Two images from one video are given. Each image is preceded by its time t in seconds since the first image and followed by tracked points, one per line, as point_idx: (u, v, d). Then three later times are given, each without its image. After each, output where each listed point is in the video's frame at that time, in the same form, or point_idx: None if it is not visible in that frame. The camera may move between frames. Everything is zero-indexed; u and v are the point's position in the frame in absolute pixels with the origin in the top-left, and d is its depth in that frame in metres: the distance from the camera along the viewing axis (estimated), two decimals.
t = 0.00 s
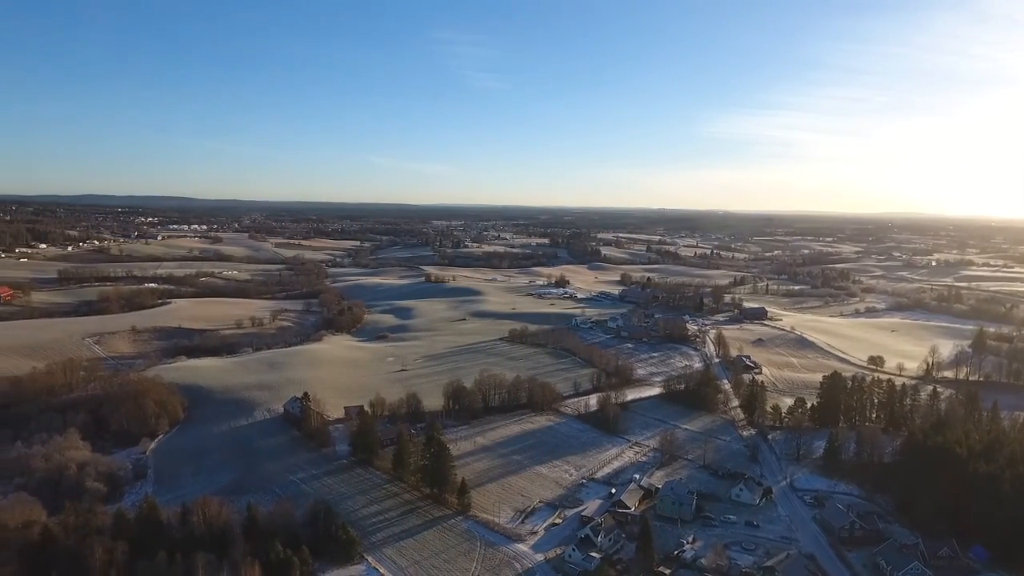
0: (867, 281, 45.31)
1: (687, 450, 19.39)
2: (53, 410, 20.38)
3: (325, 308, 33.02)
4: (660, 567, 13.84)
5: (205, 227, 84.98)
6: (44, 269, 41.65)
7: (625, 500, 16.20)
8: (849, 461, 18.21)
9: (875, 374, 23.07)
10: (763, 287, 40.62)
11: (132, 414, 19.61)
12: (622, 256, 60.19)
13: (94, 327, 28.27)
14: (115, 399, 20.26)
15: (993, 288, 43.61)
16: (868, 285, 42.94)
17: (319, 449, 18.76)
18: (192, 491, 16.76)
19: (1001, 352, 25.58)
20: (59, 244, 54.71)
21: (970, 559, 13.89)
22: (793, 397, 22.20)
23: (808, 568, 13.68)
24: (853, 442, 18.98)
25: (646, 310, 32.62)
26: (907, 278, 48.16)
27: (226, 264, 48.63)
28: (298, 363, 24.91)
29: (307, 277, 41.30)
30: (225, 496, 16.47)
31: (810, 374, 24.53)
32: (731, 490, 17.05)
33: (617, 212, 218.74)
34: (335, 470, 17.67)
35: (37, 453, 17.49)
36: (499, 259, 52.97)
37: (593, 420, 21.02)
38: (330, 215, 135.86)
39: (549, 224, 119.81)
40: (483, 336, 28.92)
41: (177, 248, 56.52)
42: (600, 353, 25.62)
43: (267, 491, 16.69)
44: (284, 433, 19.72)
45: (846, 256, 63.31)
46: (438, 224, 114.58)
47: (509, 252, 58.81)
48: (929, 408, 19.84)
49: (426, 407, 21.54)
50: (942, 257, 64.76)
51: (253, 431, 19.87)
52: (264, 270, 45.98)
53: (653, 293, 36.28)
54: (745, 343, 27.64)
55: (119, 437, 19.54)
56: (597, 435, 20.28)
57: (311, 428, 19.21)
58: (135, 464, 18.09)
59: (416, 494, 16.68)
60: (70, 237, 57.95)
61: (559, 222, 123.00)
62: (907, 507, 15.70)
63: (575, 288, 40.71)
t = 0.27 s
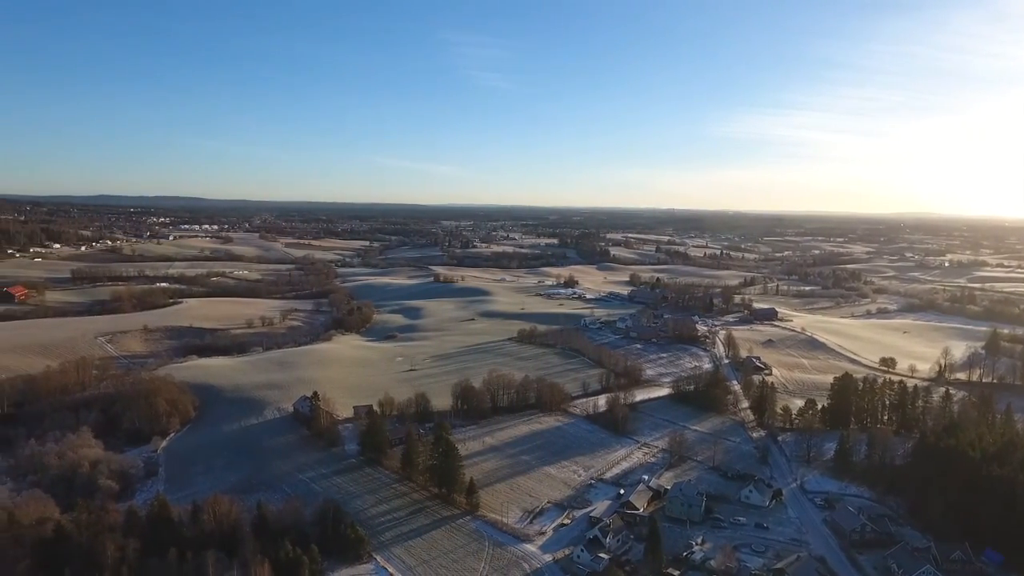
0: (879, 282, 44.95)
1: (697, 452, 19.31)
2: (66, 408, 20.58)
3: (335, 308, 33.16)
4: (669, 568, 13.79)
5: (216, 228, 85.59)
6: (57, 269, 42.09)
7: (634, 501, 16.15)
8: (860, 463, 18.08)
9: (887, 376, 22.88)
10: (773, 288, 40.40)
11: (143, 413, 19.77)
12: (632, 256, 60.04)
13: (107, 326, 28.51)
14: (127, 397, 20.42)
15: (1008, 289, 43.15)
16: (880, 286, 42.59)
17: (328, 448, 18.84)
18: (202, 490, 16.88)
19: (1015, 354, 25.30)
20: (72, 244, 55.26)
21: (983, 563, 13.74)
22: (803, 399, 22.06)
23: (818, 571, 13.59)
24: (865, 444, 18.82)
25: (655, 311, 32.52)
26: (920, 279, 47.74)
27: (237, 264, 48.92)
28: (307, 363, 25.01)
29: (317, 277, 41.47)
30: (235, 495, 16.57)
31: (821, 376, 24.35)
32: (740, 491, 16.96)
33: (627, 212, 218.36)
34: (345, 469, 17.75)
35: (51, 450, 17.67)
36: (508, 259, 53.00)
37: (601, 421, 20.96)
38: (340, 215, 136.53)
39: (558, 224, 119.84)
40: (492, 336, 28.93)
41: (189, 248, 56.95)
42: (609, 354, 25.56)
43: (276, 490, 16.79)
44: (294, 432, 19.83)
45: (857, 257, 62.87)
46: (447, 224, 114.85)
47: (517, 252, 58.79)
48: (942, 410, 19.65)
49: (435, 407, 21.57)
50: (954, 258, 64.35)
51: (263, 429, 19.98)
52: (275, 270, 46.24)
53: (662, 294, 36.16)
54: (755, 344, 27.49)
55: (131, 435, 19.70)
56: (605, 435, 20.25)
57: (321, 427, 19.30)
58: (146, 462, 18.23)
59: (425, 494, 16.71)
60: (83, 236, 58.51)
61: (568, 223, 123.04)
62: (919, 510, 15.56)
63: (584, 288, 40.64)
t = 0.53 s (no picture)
0: (891, 283, 44.58)
1: (707, 453, 19.22)
2: (80, 407, 20.78)
3: (345, 308, 33.30)
4: (678, 569, 13.74)
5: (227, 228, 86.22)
6: (71, 268, 42.53)
7: (643, 502, 16.11)
8: (872, 465, 17.92)
9: (900, 378, 22.69)
10: (784, 289, 40.18)
11: (156, 412, 19.95)
12: (641, 256, 59.89)
13: (120, 325, 28.79)
14: (140, 396, 20.61)
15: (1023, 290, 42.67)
16: (892, 287, 42.23)
17: (338, 448, 18.93)
18: (213, 488, 16.99)
19: None
20: (87, 244, 55.84)
21: (998, 567, 13.60)
22: (814, 400, 21.92)
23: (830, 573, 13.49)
24: (877, 446, 18.68)
25: (665, 311, 32.41)
26: (933, 280, 47.31)
27: (248, 264, 49.25)
28: (318, 362, 25.13)
29: (327, 277, 41.68)
30: (245, 493, 16.67)
31: (832, 377, 24.18)
32: (750, 493, 16.86)
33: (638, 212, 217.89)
34: (354, 469, 17.82)
35: (64, 448, 17.84)
36: (517, 259, 53.02)
37: (611, 422, 20.92)
38: (350, 215, 137.29)
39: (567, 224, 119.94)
40: (501, 337, 28.95)
41: (201, 248, 57.41)
42: (618, 354, 25.51)
43: (286, 489, 16.88)
44: (304, 431, 19.93)
45: (869, 258, 62.43)
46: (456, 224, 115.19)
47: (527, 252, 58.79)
48: (956, 412, 19.46)
49: (444, 407, 21.61)
50: (967, 259, 64.03)
51: (273, 428, 20.10)
52: (286, 270, 46.51)
53: (672, 294, 36.04)
54: (766, 345, 27.34)
55: (144, 433, 19.88)
56: (615, 436, 20.20)
57: (331, 426, 19.40)
58: (159, 460, 18.38)
59: (434, 494, 16.74)
60: (96, 236, 59.13)
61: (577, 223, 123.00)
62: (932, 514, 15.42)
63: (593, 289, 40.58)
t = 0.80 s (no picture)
0: (905, 284, 44.19)
1: (717, 455, 19.12)
2: (94, 405, 20.99)
3: (355, 308, 33.43)
4: (688, 571, 13.68)
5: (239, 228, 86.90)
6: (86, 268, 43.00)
7: (653, 503, 16.05)
8: (884, 468, 17.76)
9: (913, 380, 22.48)
10: (795, 289, 39.92)
11: (168, 410, 20.11)
12: (652, 257, 59.71)
13: (133, 325, 29.05)
14: (153, 394, 20.79)
15: None
16: (905, 288, 41.84)
17: (348, 447, 19.01)
18: (224, 486, 17.10)
19: None
20: (101, 244, 56.44)
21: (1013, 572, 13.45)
22: (826, 402, 21.75)
23: None
24: (889, 448, 18.51)
25: (675, 312, 32.29)
26: (947, 281, 46.84)
27: (260, 264, 49.58)
28: (328, 362, 25.24)
29: (338, 277, 41.87)
30: (256, 491, 16.77)
31: (844, 379, 23.99)
32: (761, 495, 16.76)
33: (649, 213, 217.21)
34: (364, 468, 17.88)
35: (78, 445, 18.03)
36: (527, 259, 53.03)
37: (620, 423, 20.86)
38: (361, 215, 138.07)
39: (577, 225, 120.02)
40: (511, 337, 28.95)
41: (213, 248, 57.87)
42: (627, 355, 25.45)
43: (297, 487, 16.97)
44: (315, 431, 20.03)
45: (882, 258, 61.95)
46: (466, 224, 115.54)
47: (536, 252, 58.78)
48: (970, 414, 19.26)
49: (453, 407, 21.64)
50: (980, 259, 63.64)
51: (284, 428, 20.21)
52: (297, 270, 46.77)
53: (682, 295, 35.91)
54: (777, 347, 27.16)
55: (156, 432, 20.05)
56: (624, 437, 20.15)
57: (341, 426, 19.49)
58: (171, 459, 18.53)
59: (443, 493, 16.77)
60: (111, 236, 59.76)
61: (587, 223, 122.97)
62: (945, 517, 15.28)
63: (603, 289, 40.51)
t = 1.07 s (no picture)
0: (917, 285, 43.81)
1: (726, 456, 19.03)
2: (106, 403, 21.19)
3: (365, 308, 33.53)
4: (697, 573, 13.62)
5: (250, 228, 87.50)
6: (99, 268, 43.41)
7: (662, 505, 15.98)
8: (896, 470, 17.60)
9: (925, 381, 22.27)
10: (806, 290, 39.65)
11: (179, 409, 20.26)
12: (661, 257, 59.53)
13: (145, 324, 29.28)
14: (164, 393, 20.96)
15: None
16: (918, 289, 41.47)
17: (357, 446, 19.08)
18: (235, 485, 17.20)
19: None
20: (114, 244, 56.97)
21: None
22: (837, 404, 21.59)
23: None
24: (901, 451, 18.35)
25: (684, 313, 32.15)
26: (960, 282, 46.40)
27: (270, 264, 49.86)
28: (338, 362, 25.33)
29: (347, 277, 42.02)
30: (266, 490, 16.87)
31: (855, 380, 23.80)
32: (771, 497, 16.65)
33: (660, 213, 216.49)
34: (373, 468, 17.94)
35: (91, 443, 18.20)
36: (536, 260, 53.03)
37: (629, 423, 20.79)
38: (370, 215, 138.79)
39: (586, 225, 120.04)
40: (520, 337, 28.93)
41: (224, 248, 58.27)
42: (636, 356, 25.37)
43: (306, 486, 17.04)
44: (324, 430, 20.11)
45: (893, 258, 61.49)
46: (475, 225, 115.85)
47: (545, 253, 58.76)
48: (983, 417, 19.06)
49: (462, 407, 21.67)
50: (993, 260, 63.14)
51: (294, 427, 20.30)
52: (307, 270, 47.00)
53: (691, 295, 35.77)
54: (788, 348, 26.99)
55: (168, 431, 20.20)
56: (633, 438, 20.09)
57: (350, 425, 19.56)
58: (182, 457, 18.66)
59: (451, 493, 16.79)
60: (123, 237, 60.32)
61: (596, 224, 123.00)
62: (958, 521, 15.12)
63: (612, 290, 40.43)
